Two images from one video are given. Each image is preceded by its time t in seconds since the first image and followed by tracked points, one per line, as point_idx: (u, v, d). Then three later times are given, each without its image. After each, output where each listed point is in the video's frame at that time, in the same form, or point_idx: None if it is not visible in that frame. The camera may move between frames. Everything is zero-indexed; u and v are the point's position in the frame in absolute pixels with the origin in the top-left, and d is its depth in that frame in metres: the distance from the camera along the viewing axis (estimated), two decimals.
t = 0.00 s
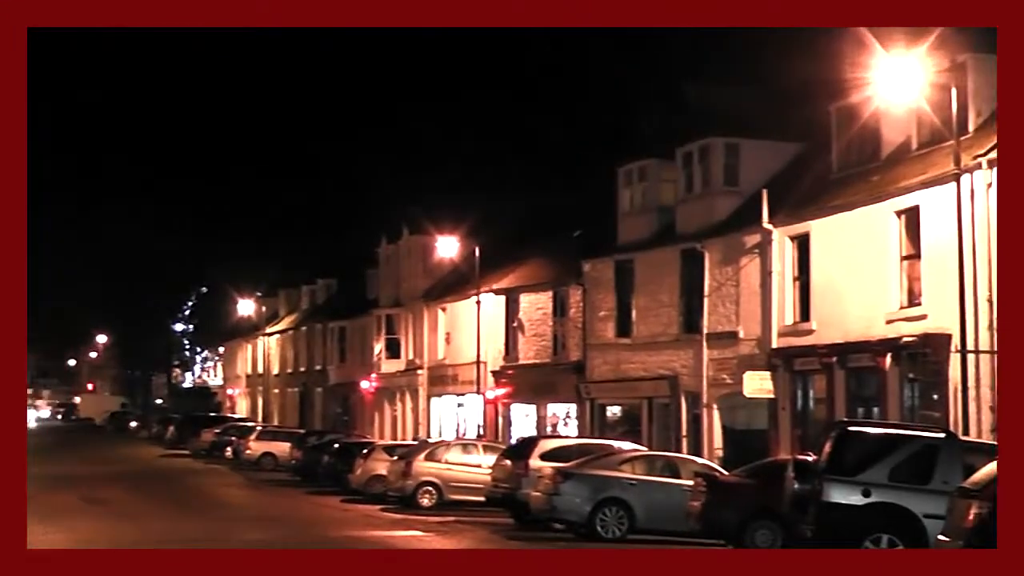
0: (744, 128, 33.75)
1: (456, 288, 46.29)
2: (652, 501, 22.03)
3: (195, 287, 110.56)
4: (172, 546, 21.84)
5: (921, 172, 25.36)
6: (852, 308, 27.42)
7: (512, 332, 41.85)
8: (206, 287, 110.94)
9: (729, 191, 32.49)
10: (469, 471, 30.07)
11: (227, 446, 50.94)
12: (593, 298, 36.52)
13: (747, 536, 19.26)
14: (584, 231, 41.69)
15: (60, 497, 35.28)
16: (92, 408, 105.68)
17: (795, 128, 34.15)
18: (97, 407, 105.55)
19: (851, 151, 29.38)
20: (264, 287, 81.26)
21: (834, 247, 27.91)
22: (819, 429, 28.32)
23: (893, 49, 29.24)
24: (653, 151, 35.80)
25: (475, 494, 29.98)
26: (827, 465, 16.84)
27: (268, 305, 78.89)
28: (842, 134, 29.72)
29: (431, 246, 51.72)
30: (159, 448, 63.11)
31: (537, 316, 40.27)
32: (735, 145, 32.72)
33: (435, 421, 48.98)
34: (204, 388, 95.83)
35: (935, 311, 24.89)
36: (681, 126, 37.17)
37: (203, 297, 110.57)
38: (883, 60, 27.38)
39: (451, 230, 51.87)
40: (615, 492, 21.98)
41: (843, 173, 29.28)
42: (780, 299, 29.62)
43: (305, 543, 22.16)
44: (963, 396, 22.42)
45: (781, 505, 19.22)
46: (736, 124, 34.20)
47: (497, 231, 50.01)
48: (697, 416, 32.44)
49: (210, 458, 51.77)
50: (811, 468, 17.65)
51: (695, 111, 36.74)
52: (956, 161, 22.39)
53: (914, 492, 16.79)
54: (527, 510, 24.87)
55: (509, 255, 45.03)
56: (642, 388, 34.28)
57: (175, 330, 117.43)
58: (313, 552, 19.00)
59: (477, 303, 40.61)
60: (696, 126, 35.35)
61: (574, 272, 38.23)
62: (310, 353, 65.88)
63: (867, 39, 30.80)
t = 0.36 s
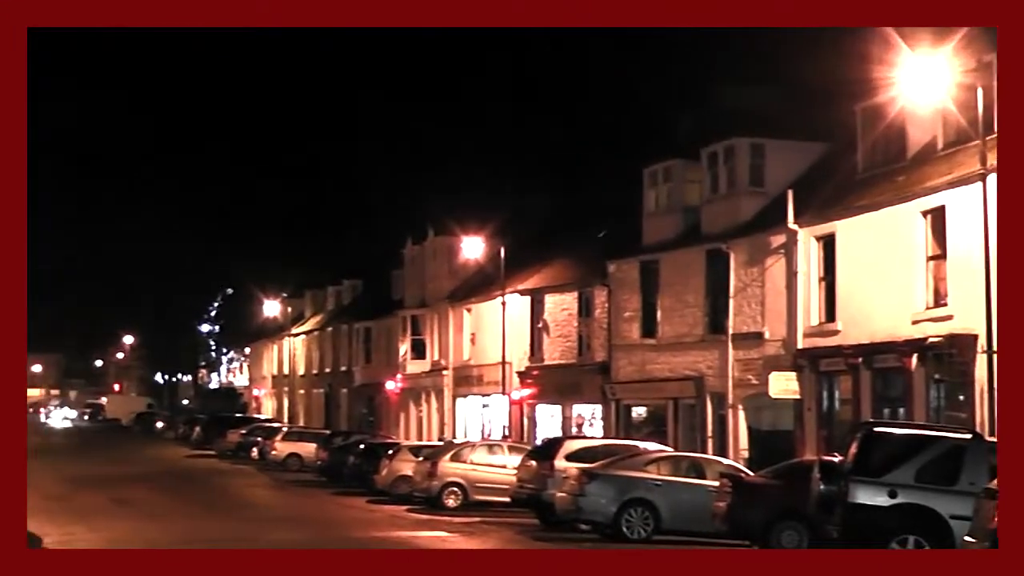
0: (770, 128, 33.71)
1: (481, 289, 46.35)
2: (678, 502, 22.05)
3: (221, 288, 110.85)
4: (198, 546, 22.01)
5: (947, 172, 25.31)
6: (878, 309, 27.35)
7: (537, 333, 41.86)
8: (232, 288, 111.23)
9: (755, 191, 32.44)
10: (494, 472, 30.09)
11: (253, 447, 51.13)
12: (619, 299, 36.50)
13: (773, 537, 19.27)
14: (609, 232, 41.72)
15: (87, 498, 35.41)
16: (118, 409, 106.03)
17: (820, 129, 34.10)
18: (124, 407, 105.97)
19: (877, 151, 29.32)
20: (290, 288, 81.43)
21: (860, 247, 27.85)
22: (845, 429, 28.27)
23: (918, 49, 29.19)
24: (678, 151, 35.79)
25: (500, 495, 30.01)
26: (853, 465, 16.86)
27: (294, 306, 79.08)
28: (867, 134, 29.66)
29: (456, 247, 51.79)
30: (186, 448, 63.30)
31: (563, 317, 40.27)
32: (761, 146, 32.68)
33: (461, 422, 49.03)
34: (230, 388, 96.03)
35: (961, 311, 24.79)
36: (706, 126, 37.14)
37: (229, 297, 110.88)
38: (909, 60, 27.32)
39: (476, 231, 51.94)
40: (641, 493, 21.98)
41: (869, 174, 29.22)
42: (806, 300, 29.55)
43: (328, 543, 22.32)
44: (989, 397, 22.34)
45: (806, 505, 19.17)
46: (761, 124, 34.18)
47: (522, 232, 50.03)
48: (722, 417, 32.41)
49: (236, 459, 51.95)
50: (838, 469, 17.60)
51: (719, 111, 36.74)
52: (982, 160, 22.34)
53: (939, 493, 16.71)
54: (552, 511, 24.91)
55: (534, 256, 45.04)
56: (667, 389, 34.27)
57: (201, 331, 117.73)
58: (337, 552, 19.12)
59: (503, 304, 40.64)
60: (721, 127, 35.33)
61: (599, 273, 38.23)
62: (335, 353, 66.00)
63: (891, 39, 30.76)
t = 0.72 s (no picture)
0: (790, 129, 33.68)
1: (501, 291, 46.38)
2: (698, 503, 22.05)
3: (241, 289, 111.11)
4: (220, 546, 22.18)
5: (968, 172, 25.26)
6: (899, 310, 27.30)
7: (557, 334, 41.90)
8: (253, 290, 111.48)
9: (775, 192, 32.40)
10: (514, 473, 30.10)
11: (274, 448, 51.29)
12: (639, 299, 36.50)
13: (793, 537, 19.26)
14: (629, 232, 41.72)
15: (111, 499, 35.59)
16: (140, 409, 106.35)
17: (841, 129, 34.05)
18: (145, 408, 106.28)
19: (897, 152, 29.27)
20: (311, 289, 81.59)
21: (881, 247, 27.83)
22: (866, 430, 28.24)
23: (938, 48, 29.13)
24: (699, 152, 35.77)
25: (521, 496, 30.02)
26: (874, 466, 16.80)
27: (314, 306, 79.24)
28: (888, 135, 29.62)
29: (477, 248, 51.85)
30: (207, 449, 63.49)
31: (583, 318, 40.28)
32: (781, 146, 32.64)
33: (480, 422, 49.09)
34: (251, 389, 96.25)
35: (982, 312, 24.74)
36: (727, 127, 37.11)
37: (249, 298, 111.11)
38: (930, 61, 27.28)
39: (496, 232, 51.98)
40: (662, 494, 21.97)
41: (889, 174, 29.18)
42: (826, 300, 29.51)
43: (348, 543, 22.48)
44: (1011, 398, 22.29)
45: (827, 507, 19.17)
46: (782, 124, 34.14)
47: (542, 233, 50.05)
48: (743, 418, 32.40)
49: (257, 459, 52.10)
50: (857, 469, 17.56)
51: (740, 111, 36.71)
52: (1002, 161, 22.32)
53: (961, 494, 16.73)
54: (573, 512, 24.93)
55: (554, 257, 45.05)
56: (687, 390, 34.25)
57: (222, 332, 118.01)
58: (357, 552, 19.24)
59: (523, 304, 40.66)
60: (742, 127, 35.30)
61: (619, 273, 38.24)
62: (355, 354, 66.11)
63: (912, 39, 30.70)
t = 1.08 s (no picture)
0: (788, 129, 33.64)
1: (498, 291, 46.36)
2: (695, 504, 22.03)
3: (239, 290, 111.07)
4: (217, 546, 22.19)
5: (966, 172, 25.24)
6: (897, 311, 27.27)
7: (554, 334, 41.86)
8: (250, 291, 111.44)
9: (772, 192, 32.38)
10: (512, 473, 30.07)
11: (271, 448, 51.30)
12: (636, 300, 36.47)
13: (790, 538, 19.25)
14: (626, 232, 41.70)
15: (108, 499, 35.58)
16: (138, 410, 106.29)
17: (839, 129, 34.02)
18: (143, 408, 106.26)
19: (895, 152, 29.24)
20: (308, 290, 81.55)
21: (878, 248, 27.81)
22: (863, 431, 28.24)
23: (937, 48, 29.09)
24: (696, 152, 35.76)
25: (518, 496, 30.00)
26: (872, 466, 16.77)
27: (311, 307, 79.21)
28: (886, 135, 29.60)
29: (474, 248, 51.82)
30: (204, 449, 63.42)
31: (580, 318, 40.26)
32: (779, 146, 32.61)
33: (477, 423, 49.08)
34: (249, 390, 96.22)
35: (980, 312, 24.71)
36: (723, 128, 37.11)
37: (247, 298, 111.07)
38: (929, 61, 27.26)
39: (493, 232, 51.94)
40: (659, 494, 21.95)
41: (887, 175, 29.15)
42: (824, 301, 29.48)
43: (344, 543, 22.51)
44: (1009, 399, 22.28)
45: (824, 507, 19.18)
46: (780, 125, 34.11)
47: (539, 233, 50.02)
48: (740, 419, 32.40)
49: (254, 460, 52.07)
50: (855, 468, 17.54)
51: (738, 111, 36.71)
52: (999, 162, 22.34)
53: (959, 496, 16.70)
54: (570, 512, 24.92)
55: (552, 257, 45.01)
56: (684, 391, 34.23)
57: (219, 333, 117.97)
58: (354, 552, 19.25)
59: (520, 305, 40.62)
60: (740, 127, 35.29)
61: (616, 274, 38.22)
62: (353, 355, 66.07)
63: (910, 38, 30.67)
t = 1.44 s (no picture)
0: (785, 128, 33.60)
1: (496, 291, 46.31)
2: (693, 503, 22.00)
3: (237, 290, 111.06)
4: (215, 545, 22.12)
5: (964, 172, 25.20)
6: (895, 310, 27.22)
7: (552, 334, 41.81)
8: (248, 290, 111.45)
9: (770, 191, 32.34)
10: (509, 473, 30.03)
11: (270, 448, 51.25)
12: (634, 299, 36.43)
13: (789, 538, 19.23)
14: (624, 232, 41.66)
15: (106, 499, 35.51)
16: (137, 410, 106.20)
17: (836, 128, 33.97)
18: (142, 408, 106.27)
19: (893, 152, 29.20)
20: (306, 290, 81.49)
21: (876, 248, 27.77)
22: (861, 431, 28.21)
23: (935, 47, 29.06)
24: (694, 152, 35.71)
25: (515, 496, 29.96)
26: (871, 466, 16.74)
27: (309, 307, 79.18)
28: (884, 135, 29.55)
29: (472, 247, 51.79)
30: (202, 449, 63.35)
31: (577, 318, 40.23)
32: (776, 145, 32.57)
33: (475, 423, 49.05)
34: (247, 390, 96.18)
35: (978, 311, 24.66)
36: (720, 127, 37.06)
37: (245, 298, 111.05)
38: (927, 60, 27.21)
39: (491, 232, 51.89)
40: (657, 494, 21.91)
41: (885, 174, 29.11)
42: (822, 300, 29.43)
43: (342, 543, 22.47)
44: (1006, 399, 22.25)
45: (822, 507, 19.16)
46: (777, 124, 34.07)
47: (537, 233, 49.97)
48: (738, 418, 32.37)
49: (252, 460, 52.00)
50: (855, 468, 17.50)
51: (736, 111, 36.67)
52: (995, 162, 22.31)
53: (958, 496, 16.64)
54: (568, 512, 24.88)
55: (550, 256, 44.96)
56: (683, 390, 34.18)
57: (218, 333, 117.96)
58: (352, 552, 19.19)
59: (518, 304, 40.57)
60: (737, 126, 35.24)
61: (614, 273, 38.17)
62: (351, 355, 66.04)
63: (908, 37, 30.63)
